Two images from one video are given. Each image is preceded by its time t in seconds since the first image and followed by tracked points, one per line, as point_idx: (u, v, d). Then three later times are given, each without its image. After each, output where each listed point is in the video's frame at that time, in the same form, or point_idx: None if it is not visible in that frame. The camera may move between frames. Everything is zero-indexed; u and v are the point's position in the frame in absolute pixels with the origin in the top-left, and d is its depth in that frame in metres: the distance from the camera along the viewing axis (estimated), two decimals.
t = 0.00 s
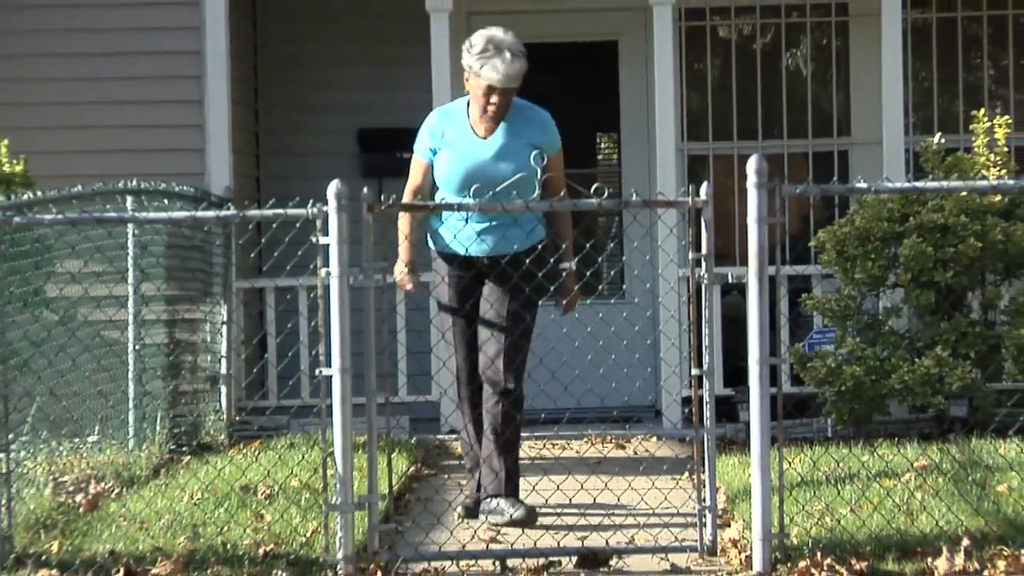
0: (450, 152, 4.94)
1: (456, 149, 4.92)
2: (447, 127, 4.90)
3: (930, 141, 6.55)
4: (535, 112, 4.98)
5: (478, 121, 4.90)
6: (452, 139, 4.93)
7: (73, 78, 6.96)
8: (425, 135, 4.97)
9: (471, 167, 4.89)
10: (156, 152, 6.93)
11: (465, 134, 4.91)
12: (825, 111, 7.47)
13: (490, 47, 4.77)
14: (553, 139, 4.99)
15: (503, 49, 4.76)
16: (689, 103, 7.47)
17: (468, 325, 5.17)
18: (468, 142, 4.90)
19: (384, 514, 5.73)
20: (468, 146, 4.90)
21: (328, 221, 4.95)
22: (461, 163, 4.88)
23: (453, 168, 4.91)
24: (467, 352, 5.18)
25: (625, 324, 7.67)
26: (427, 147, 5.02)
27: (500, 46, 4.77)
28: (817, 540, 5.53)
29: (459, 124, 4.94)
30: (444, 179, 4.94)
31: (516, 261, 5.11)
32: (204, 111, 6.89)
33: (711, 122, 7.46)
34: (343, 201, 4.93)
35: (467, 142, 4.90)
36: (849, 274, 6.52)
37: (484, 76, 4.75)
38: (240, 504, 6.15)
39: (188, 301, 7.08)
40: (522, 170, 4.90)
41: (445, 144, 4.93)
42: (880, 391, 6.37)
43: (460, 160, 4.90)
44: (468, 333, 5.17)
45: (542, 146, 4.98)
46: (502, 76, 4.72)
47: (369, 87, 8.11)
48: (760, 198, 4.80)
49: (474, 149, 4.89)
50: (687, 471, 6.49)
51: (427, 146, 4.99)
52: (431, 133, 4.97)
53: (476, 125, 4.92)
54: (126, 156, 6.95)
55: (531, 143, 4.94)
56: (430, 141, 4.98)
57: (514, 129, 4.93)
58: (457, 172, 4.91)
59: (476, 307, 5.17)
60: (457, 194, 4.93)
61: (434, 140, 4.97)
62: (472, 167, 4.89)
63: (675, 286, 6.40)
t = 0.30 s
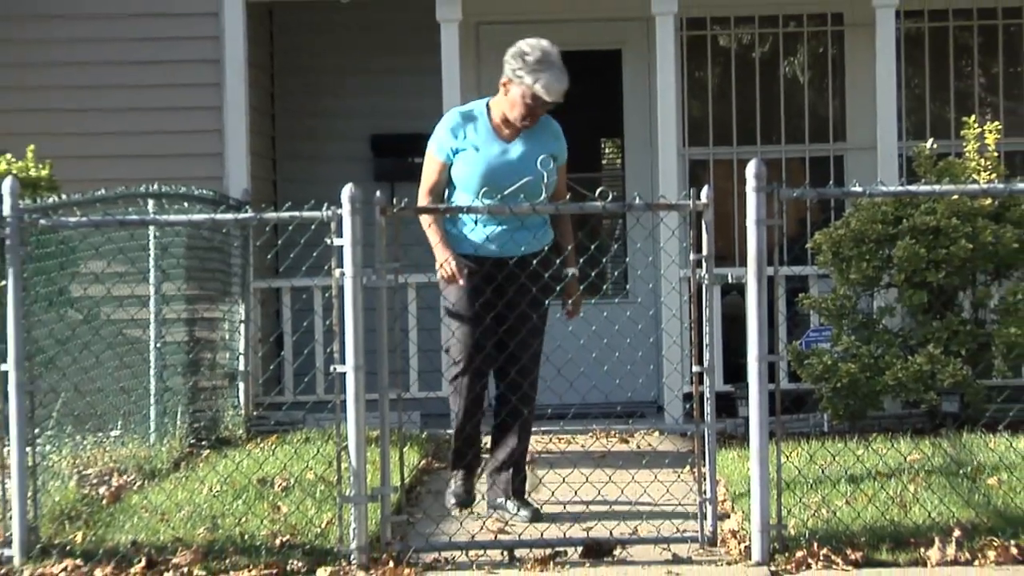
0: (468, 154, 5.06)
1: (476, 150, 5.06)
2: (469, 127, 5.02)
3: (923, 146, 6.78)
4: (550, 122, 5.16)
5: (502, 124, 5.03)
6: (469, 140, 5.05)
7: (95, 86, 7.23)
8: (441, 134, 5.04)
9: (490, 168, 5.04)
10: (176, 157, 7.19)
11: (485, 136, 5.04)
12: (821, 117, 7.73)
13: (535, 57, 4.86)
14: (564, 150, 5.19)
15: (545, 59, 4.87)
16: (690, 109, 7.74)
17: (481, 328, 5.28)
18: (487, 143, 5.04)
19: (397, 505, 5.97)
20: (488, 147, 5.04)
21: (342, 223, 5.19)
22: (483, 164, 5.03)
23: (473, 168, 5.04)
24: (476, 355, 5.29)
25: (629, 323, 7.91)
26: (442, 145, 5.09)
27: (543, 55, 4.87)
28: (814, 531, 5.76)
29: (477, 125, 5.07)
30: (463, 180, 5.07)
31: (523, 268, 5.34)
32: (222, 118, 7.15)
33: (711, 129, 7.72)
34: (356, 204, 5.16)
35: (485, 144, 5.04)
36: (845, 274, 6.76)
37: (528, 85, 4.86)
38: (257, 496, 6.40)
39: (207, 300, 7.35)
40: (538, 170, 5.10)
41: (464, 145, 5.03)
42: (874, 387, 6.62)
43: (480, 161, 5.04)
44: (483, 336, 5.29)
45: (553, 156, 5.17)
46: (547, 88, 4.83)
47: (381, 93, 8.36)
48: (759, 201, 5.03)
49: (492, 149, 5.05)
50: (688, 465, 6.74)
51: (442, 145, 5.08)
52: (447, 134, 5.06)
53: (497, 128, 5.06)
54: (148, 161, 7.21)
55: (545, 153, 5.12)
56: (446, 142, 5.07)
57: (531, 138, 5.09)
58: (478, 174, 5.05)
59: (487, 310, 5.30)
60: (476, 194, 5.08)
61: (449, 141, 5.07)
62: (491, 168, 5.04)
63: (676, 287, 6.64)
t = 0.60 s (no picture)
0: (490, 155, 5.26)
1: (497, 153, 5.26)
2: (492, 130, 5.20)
3: (917, 151, 7.01)
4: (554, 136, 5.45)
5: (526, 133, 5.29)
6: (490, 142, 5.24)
7: (118, 94, 7.49)
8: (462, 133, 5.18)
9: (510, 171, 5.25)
10: (196, 162, 7.45)
11: (506, 139, 5.24)
12: (819, 123, 7.97)
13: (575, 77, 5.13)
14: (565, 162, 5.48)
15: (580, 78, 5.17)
16: (692, 116, 7.98)
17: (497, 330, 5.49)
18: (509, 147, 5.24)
19: (410, 498, 6.22)
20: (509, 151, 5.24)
21: (356, 225, 5.40)
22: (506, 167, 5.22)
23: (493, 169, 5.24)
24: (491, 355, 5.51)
25: (633, 321, 8.19)
26: (461, 145, 5.25)
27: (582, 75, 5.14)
28: (812, 523, 6.00)
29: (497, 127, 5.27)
30: (483, 180, 5.26)
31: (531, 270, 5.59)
32: (241, 125, 7.41)
33: (712, 135, 7.98)
34: (370, 208, 5.37)
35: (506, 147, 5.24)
36: (842, 275, 7.00)
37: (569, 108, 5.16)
38: (275, 490, 6.65)
39: (226, 301, 7.61)
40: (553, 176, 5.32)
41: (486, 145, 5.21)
42: (871, 384, 6.85)
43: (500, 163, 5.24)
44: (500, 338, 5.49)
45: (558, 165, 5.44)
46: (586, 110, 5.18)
47: (392, 100, 8.61)
48: (758, 205, 5.24)
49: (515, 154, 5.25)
50: (690, 460, 6.98)
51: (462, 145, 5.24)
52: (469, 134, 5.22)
53: (516, 134, 5.30)
54: (169, 166, 7.48)
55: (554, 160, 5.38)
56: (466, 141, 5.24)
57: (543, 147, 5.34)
58: (499, 176, 5.25)
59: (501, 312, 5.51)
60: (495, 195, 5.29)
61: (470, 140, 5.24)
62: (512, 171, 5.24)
63: (678, 287, 6.88)
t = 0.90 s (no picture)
0: (530, 155, 5.41)
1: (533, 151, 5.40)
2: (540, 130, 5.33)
3: (915, 157, 7.26)
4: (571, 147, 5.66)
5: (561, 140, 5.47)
6: (531, 141, 5.38)
7: (145, 102, 7.78)
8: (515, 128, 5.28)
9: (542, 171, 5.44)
10: (220, 168, 7.74)
11: (543, 140, 5.40)
12: (821, 129, 8.23)
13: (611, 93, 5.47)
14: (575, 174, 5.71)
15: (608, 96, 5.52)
16: (698, 122, 8.25)
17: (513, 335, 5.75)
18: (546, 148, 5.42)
19: (425, 492, 6.47)
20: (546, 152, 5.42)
21: (375, 228, 5.60)
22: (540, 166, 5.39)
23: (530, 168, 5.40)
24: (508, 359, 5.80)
25: (640, 321, 8.45)
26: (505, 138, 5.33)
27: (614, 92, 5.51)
28: (814, 516, 6.25)
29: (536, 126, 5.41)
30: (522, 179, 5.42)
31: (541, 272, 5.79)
32: (263, 131, 7.69)
33: (717, 142, 8.24)
34: (388, 211, 5.57)
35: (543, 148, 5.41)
36: (842, 276, 7.25)
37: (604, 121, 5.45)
38: (295, 483, 6.90)
39: (248, 301, 7.89)
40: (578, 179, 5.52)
41: (529, 145, 5.35)
42: (870, 382, 7.11)
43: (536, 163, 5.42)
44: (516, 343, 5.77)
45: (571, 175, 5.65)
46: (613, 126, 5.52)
47: (408, 107, 8.89)
48: (762, 209, 5.48)
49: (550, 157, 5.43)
50: (696, 454, 7.24)
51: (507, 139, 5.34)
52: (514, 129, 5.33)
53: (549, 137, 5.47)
54: (193, 171, 7.76)
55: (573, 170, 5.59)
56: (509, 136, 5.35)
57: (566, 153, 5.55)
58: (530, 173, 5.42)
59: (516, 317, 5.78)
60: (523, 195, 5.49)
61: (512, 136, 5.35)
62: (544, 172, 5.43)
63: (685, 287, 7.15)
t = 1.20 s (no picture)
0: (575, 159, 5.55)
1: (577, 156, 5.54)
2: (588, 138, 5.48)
3: (912, 162, 7.50)
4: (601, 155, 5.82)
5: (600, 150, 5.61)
6: (576, 150, 5.51)
7: (167, 108, 8.07)
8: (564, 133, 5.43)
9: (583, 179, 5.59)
10: (241, 172, 8.04)
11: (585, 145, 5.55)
12: (821, 135, 8.49)
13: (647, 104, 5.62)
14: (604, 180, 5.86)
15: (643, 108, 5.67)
16: (702, 128, 8.51)
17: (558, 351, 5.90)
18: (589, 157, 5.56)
19: (439, 485, 6.71)
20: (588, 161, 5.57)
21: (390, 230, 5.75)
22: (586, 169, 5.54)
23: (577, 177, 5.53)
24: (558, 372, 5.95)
25: (646, 320, 8.74)
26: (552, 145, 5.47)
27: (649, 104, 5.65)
28: (814, 509, 6.51)
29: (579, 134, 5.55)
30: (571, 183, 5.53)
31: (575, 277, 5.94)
32: (282, 137, 8.00)
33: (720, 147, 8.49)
34: (403, 213, 5.71)
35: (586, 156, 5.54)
36: (842, 277, 7.50)
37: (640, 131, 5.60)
38: (313, 477, 7.14)
39: (267, 300, 8.20)
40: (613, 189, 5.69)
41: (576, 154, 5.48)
42: (869, 379, 7.35)
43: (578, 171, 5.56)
44: (567, 360, 5.89)
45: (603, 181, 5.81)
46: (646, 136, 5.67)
47: (422, 114, 9.22)
48: (764, 213, 5.73)
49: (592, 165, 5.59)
50: (700, 449, 7.50)
51: (555, 147, 5.46)
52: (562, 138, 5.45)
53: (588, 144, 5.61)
54: (215, 175, 8.06)
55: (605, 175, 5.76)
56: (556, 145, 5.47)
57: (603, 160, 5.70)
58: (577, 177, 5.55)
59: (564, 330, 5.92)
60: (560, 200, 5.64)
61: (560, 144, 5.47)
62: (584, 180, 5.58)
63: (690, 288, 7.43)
